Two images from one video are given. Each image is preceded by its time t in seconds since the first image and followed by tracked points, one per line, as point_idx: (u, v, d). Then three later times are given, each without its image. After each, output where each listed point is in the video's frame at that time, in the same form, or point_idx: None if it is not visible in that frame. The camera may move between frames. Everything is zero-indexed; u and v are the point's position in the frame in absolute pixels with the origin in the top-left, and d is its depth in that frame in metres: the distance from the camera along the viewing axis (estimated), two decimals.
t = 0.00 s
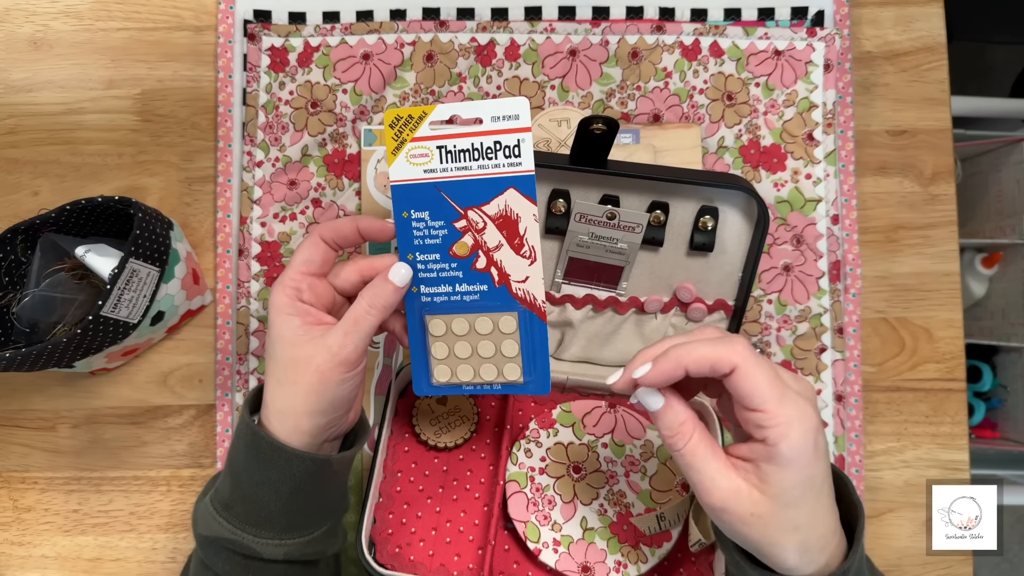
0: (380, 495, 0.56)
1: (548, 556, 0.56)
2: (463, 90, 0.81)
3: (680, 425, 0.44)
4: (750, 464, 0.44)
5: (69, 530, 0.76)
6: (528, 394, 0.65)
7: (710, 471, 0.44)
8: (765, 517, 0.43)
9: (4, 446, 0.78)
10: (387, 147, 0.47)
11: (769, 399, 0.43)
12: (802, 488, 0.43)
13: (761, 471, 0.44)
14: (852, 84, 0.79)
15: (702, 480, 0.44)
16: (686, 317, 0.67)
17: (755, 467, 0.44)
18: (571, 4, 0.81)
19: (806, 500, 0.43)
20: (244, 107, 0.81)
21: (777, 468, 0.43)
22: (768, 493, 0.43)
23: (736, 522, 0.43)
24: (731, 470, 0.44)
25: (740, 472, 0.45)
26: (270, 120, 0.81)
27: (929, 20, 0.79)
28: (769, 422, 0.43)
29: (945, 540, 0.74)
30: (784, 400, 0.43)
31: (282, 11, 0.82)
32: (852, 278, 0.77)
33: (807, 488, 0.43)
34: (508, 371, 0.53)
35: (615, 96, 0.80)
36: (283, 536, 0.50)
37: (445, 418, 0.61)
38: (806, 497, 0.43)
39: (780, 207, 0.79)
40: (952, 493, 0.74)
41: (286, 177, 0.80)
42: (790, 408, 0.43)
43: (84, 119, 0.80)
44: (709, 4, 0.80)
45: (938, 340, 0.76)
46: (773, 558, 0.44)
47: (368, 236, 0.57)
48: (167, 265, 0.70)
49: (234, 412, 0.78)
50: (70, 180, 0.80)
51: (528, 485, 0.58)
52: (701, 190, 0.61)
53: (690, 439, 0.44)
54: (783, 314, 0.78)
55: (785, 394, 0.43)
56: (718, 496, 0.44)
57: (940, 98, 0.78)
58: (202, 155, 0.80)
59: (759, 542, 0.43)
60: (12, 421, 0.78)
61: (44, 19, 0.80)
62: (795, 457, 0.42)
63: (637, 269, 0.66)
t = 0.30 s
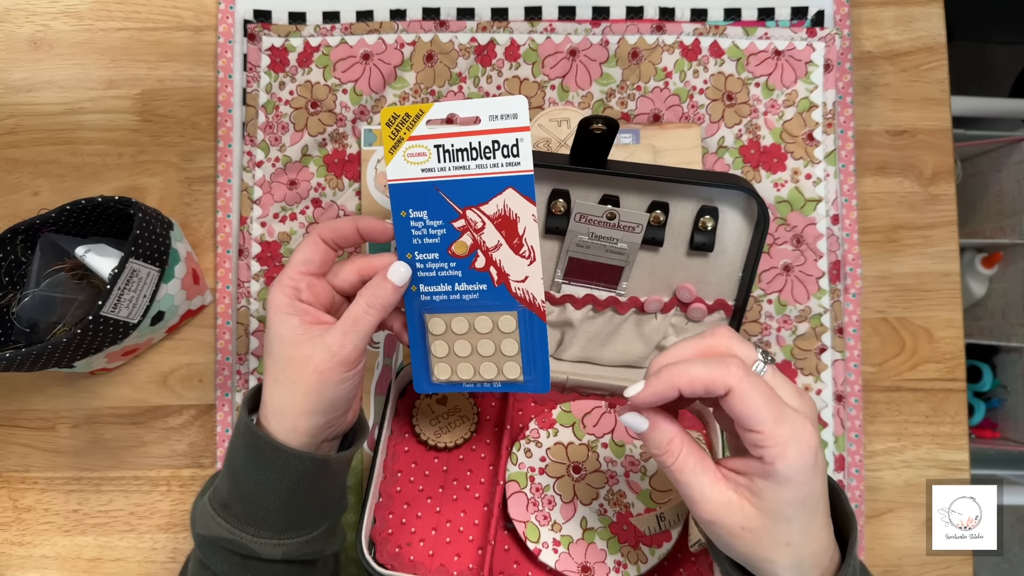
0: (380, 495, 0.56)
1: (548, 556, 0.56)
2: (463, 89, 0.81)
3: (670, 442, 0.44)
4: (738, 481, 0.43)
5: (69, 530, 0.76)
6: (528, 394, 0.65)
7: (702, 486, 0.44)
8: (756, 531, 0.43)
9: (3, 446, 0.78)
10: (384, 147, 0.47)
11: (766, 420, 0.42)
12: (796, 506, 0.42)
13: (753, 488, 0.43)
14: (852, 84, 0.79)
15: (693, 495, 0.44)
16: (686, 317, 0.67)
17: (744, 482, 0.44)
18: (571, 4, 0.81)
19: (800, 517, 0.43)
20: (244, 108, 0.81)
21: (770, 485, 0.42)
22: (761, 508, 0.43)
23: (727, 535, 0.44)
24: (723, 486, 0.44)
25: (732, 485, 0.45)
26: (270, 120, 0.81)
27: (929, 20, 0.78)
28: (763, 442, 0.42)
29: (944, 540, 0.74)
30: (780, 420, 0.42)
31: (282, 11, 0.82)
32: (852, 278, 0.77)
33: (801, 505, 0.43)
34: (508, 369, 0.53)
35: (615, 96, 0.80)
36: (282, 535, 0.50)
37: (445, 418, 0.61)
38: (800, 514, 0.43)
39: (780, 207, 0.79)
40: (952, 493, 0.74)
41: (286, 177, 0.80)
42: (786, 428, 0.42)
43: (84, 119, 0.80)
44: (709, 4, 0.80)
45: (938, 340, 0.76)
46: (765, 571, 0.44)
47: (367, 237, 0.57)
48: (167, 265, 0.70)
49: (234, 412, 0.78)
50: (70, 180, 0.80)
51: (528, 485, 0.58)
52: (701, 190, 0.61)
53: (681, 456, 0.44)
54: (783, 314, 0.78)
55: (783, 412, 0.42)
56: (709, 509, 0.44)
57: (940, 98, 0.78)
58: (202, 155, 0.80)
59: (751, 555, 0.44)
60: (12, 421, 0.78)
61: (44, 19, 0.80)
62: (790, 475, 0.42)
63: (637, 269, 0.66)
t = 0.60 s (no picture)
0: (380, 496, 0.56)
1: (548, 556, 0.56)
2: (463, 89, 0.81)
3: (754, 462, 0.40)
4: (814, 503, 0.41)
5: (69, 530, 0.76)
6: (528, 394, 0.64)
7: (781, 506, 0.40)
8: (824, 555, 0.41)
9: (3, 446, 0.78)
10: (386, 147, 0.47)
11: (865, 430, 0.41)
12: (861, 524, 0.41)
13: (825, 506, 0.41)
14: (852, 84, 0.79)
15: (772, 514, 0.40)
16: (686, 317, 0.67)
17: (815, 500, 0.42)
18: (571, 4, 0.81)
19: (862, 535, 0.42)
20: (244, 108, 0.81)
21: (850, 501, 0.41)
22: (835, 529, 0.41)
23: (796, 561, 0.41)
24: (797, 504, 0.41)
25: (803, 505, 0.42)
26: (270, 120, 0.81)
27: (929, 20, 0.78)
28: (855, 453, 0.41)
29: (945, 540, 0.74)
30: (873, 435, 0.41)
31: (282, 11, 0.82)
32: (852, 278, 0.77)
33: (865, 524, 0.42)
34: (512, 366, 0.53)
35: (615, 95, 0.80)
36: (286, 535, 0.50)
37: (445, 418, 0.61)
38: (863, 533, 0.42)
39: (780, 207, 0.79)
40: (952, 493, 0.74)
41: (286, 177, 0.80)
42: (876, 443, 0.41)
43: (84, 119, 0.80)
44: (709, 4, 0.80)
45: (938, 340, 0.76)
46: None
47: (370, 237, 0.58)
48: (168, 265, 0.70)
49: (234, 412, 0.78)
50: (69, 180, 0.80)
51: (528, 485, 0.58)
52: (701, 190, 0.61)
53: (763, 477, 0.40)
54: (783, 314, 0.78)
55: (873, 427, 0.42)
56: (784, 534, 0.40)
57: (940, 98, 0.78)
58: (202, 155, 0.80)
59: None
60: (12, 421, 0.78)
61: (44, 19, 0.80)
62: (871, 492, 0.41)
63: (637, 269, 0.66)
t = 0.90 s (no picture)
0: (380, 496, 0.57)
1: (548, 556, 0.56)
2: (463, 89, 0.81)
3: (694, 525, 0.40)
4: None
5: (69, 530, 0.76)
6: (528, 394, 0.63)
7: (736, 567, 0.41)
8: None
9: (3, 446, 0.78)
10: (381, 145, 0.47)
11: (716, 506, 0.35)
12: None
13: None
14: (852, 83, 0.79)
15: None
16: (686, 317, 0.67)
17: None
18: (571, 4, 0.81)
19: None
20: (244, 108, 0.81)
21: None
22: None
23: None
24: None
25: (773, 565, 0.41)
26: (270, 120, 0.81)
27: (929, 20, 0.78)
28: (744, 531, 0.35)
29: (945, 540, 0.74)
30: (804, 517, 0.34)
31: (282, 11, 0.82)
32: (852, 278, 0.77)
33: None
34: (506, 365, 0.53)
35: (615, 96, 0.80)
36: (281, 535, 0.49)
37: (445, 418, 0.61)
38: None
39: (780, 207, 0.78)
40: (952, 493, 0.74)
41: (286, 177, 0.80)
42: (806, 529, 0.34)
43: (84, 119, 0.80)
44: (709, 4, 0.80)
45: (938, 340, 0.76)
46: None
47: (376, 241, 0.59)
48: (167, 265, 0.70)
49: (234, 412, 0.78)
50: (70, 180, 0.80)
51: (528, 485, 0.58)
52: (701, 190, 0.61)
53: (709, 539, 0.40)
54: (784, 314, 0.78)
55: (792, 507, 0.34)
56: None
57: (940, 98, 0.78)
58: (202, 155, 0.80)
59: None
60: (12, 421, 0.78)
61: (44, 19, 0.80)
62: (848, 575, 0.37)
63: (637, 269, 0.66)
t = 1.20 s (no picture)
0: (380, 496, 0.57)
1: (548, 556, 0.56)
2: (463, 89, 0.81)
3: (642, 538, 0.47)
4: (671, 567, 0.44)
5: (69, 530, 0.76)
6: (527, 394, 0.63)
7: None
8: None
9: (3, 446, 0.78)
10: (397, 151, 0.46)
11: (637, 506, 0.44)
12: None
13: None
14: (852, 83, 0.79)
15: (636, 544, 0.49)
16: (686, 317, 0.67)
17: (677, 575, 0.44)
18: (571, 4, 0.81)
19: None
20: (244, 108, 0.81)
21: None
22: None
23: None
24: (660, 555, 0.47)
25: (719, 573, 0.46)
26: (270, 120, 0.81)
27: (929, 20, 0.79)
28: (659, 533, 0.43)
29: (944, 540, 0.74)
30: (708, 536, 0.41)
31: (282, 11, 0.82)
32: (852, 278, 0.77)
33: None
34: (513, 376, 0.53)
35: (615, 96, 0.80)
36: (286, 539, 0.50)
37: (445, 419, 0.61)
38: None
39: (780, 207, 0.78)
40: (952, 493, 0.74)
41: (286, 177, 0.80)
42: (706, 546, 0.41)
43: (84, 119, 0.80)
44: (709, 4, 0.80)
45: (938, 340, 0.76)
46: None
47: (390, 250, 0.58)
48: (167, 265, 0.70)
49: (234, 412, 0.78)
50: (70, 180, 0.80)
51: (528, 485, 0.58)
52: (701, 190, 0.61)
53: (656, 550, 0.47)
54: (783, 314, 0.78)
55: (698, 526, 0.41)
56: None
57: (940, 98, 0.78)
58: (202, 155, 0.80)
59: None
60: (13, 421, 0.78)
61: (44, 19, 0.80)
62: None
63: (637, 269, 0.66)
